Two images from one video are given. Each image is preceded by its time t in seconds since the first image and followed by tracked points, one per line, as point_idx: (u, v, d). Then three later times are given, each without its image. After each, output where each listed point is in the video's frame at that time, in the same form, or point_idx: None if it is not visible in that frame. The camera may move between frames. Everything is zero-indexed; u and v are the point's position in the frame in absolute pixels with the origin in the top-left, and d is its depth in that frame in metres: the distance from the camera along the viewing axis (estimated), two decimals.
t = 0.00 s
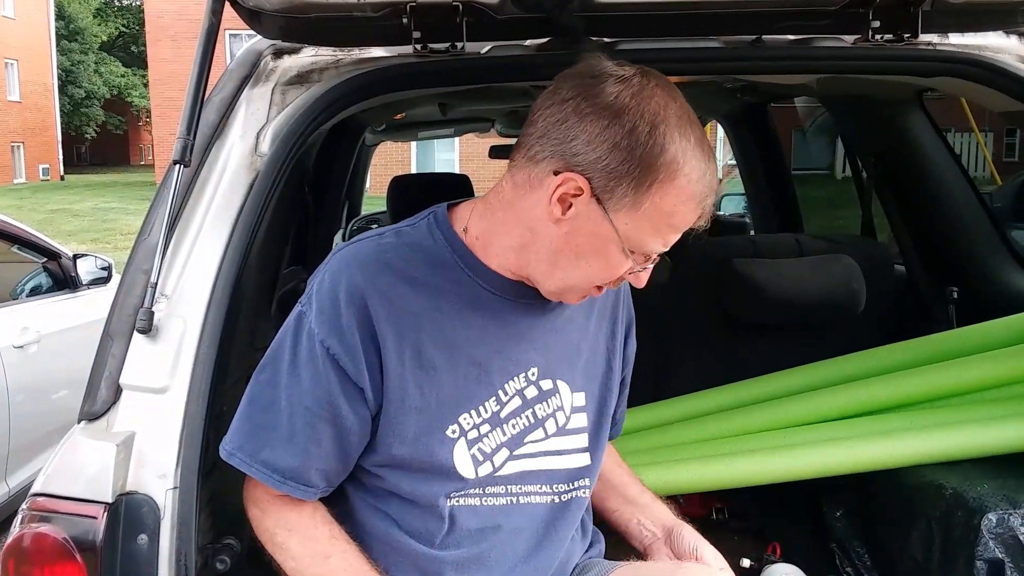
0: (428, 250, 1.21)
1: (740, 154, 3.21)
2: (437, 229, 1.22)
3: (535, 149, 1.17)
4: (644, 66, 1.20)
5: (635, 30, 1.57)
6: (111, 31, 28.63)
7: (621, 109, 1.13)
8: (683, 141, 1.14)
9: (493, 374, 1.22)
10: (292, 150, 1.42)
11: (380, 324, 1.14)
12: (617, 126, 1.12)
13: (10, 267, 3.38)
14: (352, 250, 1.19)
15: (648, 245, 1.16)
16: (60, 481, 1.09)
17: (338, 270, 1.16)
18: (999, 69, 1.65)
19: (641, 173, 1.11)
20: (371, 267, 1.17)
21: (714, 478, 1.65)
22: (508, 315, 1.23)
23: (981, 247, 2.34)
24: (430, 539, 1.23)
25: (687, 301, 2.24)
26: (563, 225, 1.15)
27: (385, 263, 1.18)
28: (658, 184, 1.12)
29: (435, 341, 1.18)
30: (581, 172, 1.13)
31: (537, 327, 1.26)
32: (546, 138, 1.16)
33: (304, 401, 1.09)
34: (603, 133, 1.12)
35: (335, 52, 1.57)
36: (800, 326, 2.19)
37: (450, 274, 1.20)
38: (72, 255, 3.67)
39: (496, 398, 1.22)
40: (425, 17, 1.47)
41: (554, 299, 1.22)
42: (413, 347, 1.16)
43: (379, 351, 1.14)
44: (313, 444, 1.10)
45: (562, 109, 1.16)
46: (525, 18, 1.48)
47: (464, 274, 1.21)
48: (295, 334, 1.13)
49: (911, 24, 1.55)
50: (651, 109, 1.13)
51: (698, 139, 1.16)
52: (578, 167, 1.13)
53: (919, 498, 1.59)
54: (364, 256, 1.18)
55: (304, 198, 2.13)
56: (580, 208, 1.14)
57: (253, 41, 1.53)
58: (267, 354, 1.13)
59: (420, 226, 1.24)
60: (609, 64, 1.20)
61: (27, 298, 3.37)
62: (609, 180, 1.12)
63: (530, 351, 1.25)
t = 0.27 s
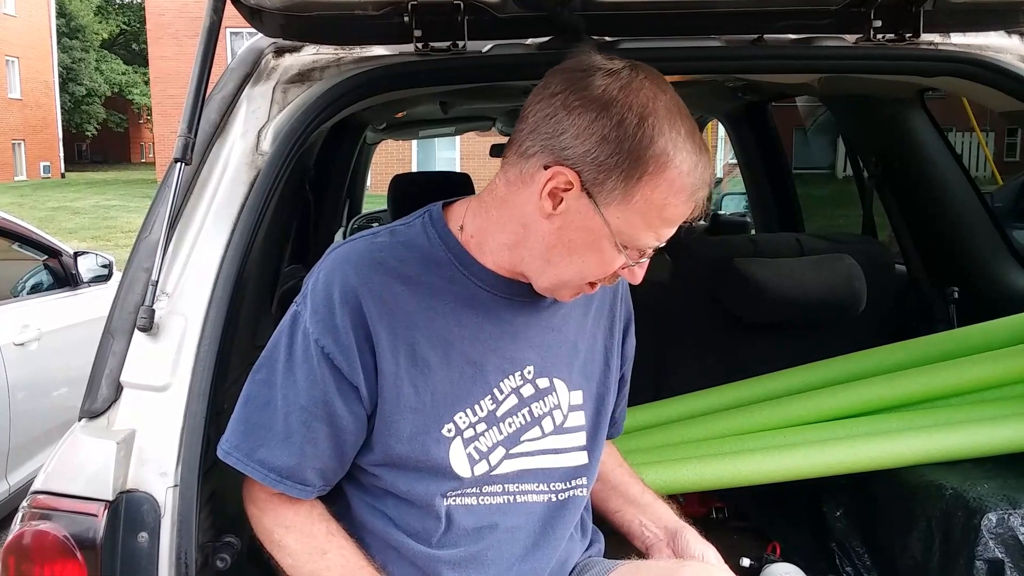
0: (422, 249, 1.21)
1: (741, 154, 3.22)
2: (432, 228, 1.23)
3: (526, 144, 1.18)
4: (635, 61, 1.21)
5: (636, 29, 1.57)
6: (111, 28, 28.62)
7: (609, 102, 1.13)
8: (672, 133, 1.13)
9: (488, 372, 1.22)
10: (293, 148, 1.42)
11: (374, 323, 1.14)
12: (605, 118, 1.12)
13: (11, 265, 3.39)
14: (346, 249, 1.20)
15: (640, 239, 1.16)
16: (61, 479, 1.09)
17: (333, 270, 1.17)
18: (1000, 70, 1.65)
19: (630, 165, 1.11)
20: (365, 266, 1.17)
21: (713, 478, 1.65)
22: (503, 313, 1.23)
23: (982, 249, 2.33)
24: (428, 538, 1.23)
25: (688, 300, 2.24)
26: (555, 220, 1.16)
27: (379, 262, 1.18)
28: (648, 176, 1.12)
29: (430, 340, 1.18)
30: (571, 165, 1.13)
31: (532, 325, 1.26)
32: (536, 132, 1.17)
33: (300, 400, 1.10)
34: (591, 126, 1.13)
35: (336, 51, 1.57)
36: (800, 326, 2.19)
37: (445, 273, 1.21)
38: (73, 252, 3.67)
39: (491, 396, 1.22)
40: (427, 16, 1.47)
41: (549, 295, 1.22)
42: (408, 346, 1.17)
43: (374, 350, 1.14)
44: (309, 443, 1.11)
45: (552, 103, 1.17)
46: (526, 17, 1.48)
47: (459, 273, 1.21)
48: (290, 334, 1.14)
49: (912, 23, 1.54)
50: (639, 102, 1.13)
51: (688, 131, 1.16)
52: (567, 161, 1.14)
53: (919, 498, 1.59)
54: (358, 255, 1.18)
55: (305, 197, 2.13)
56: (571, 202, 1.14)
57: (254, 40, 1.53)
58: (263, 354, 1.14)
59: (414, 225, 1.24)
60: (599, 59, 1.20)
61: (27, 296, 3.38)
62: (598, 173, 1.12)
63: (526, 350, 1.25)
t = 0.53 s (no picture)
0: (417, 246, 1.22)
1: (740, 153, 3.22)
2: (427, 226, 1.23)
3: (512, 136, 1.20)
4: (616, 48, 1.22)
5: (635, 28, 1.57)
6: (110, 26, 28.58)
7: (586, 87, 1.14)
8: (651, 114, 1.13)
9: (483, 368, 1.23)
10: (292, 146, 1.42)
11: (368, 320, 1.16)
12: (583, 103, 1.13)
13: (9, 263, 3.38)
14: (340, 247, 1.21)
15: (629, 225, 1.16)
16: (60, 477, 1.09)
17: (327, 268, 1.18)
18: (999, 68, 1.65)
19: (610, 148, 1.11)
20: (358, 264, 1.18)
21: (711, 476, 1.65)
22: (498, 310, 1.24)
23: (980, 248, 2.33)
24: (426, 536, 1.23)
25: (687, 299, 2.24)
26: (543, 211, 1.17)
27: (373, 260, 1.19)
28: (629, 158, 1.12)
29: (424, 337, 1.19)
30: (553, 153, 1.15)
31: (528, 321, 1.26)
32: (519, 124, 1.19)
33: (295, 397, 1.11)
34: (570, 111, 1.14)
35: (335, 49, 1.56)
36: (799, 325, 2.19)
37: (439, 271, 1.22)
38: (71, 250, 3.67)
39: (487, 393, 1.23)
40: (427, 14, 1.47)
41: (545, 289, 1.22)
42: (402, 343, 1.18)
43: (369, 347, 1.16)
44: (305, 440, 1.12)
45: (533, 94, 1.18)
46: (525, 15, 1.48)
47: (453, 270, 1.22)
48: (287, 332, 1.15)
49: (911, 22, 1.54)
50: (616, 85, 1.14)
51: (670, 113, 1.16)
52: (550, 149, 1.15)
53: (917, 496, 1.60)
54: (352, 253, 1.19)
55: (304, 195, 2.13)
56: (556, 190, 1.15)
57: (252, 39, 1.52)
58: (261, 352, 1.16)
59: (409, 222, 1.25)
60: (580, 48, 1.22)
61: (26, 293, 3.37)
62: (580, 159, 1.13)
63: (521, 346, 1.26)
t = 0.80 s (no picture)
0: (410, 245, 1.25)
1: (741, 152, 3.22)
2: (420, 225, 1.26)
3: (488, 125, 1.23)
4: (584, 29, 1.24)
5: (637, 27, 1.57)
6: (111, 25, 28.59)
7: (548, 62, 1.17)
8: (614, 82, 1.15)
9: (477, 366, 1.24)
10: (294, 145, 1.42)
11: (360, 319, 1.18)
12: (545, 77, 1.16)
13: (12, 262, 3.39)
14: (334, 248, 1.24)
15: (606, 197, 1.15)
16: (62, 475, 1.10)
17: (321, 267, 1.21)
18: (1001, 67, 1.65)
19: (574, 117, 1.13)
20: (350, 263, 1.21)
21: (710, 475, 1.65)
22: (491, 307, 1.25)
23: (981, 246, 2.33)
24: (423, 534, 1.23)
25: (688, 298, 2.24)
26: (521, 192, 1.19)
27: (366, 259, 1.22)
28: (594, 126, 1.13)
29: (417, 335, 1.21)
30: (523, 131, 1.17)
31: (522, 319, 1.28)
32: (492, 110, 1.22)
33: (290, 396, 1.14)
34: (533, 87, 1.17)
35: (337, 47, 1.57)
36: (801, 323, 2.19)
37: (432, 270, 1.24)
38: (73, 249, 3.67)
39: (481, 390, 1.23)
40: (428, 13, 1.47)
41: (534, 275, 1.22)
42: (395, 341, 1.20)
43: (361, 346, 1.18)
44: (300, 439, 1.15)
45: (502, 79, 1.22)
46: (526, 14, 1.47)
47: (446, 268, 1.24)
48: (282, 332, 1.19)
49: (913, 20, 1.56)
50: (577, 57, 1.16)
51: (636, 82, 1.17)
52: (520, 128, 1.18)
53: (919, 495, 1.59)
54: (345, 254, 1.22)
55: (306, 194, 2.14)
56: (530, 169, 1.17)
57: (254, 37, 1.52)
58: (258, 353, 1.19)
59: (403, 222, 1.28)
60: (548, 33, 1.25)
61: (28, 292, 3.38)
62: (548, 133, 1.15)
63: (515, 343, 1.27)
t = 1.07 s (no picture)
0: (393, 253, 1.27)
1: (740, 155, 3.23)
2: (403, 234, 1.28)
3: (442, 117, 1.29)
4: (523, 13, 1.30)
5: (636, 32, 1.58)
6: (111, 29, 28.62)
7: (476, 39, 1.23)
8: (537, 45, 1.20)
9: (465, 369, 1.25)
10: (294, 149, 1.43)
11: (343, 327, 1.20)
12: (474, 52, 1.22)
13: (10, 265, 3.39)
14: (317, 260, 1.27)
15: (548, 159, 1.17)
16: (62, 479, 1.10)
17: (304, 278, 1.24)
18: (999, 71, 1.65)
19: (501, 80, 1.18)
20: (333, 274, 1.24)
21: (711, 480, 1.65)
22: (476, 312, 1.26)
23: (980, 250, 2.34)
24: (418, 539, 1.25)
25: (687, 301, 2.24)
26: (473, 172, 1.23)
27: (348, 269, 1.24)
28: (521, 87, 1.17)
29: (401, 341, 1.23)
30: (463, 109, 1.22)
31: (510, 322, 1.28)
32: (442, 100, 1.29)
33: (279, 408, 1.18)
34: (466, 64, 1.23)
35: (337, 52, 1.57)
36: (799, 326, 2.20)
37: (416, 277, 1.26)
38: (73, 252, 3.67)
39: (469, 393, 1.24)
40: (428, 18, 1.47)
41: (500, 257, 1.23)
42: (380, 348, 1.22)
43: (346, 354, 1.20)
44: (291, 449, 1.18)
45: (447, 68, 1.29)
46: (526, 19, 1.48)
47: (430, 274, 1.26)
48: (269, 344, 1.22)
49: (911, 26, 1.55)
50: (503, 29, 1.22)
51: (563, 45, 1.21)
52: (461, 107, 1.23)
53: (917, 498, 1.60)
54: (328, 264, 1.25)
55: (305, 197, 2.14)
56: (475, 145, 1.21)
57: (255, 41, 1.53)
58: (247, 367, 1.23)
59: (387, 231, 1.30)
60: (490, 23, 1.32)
61: (27, 296, 3.37)
62: (482, 104, 1.20)
63: (503, 344, 1.27)
